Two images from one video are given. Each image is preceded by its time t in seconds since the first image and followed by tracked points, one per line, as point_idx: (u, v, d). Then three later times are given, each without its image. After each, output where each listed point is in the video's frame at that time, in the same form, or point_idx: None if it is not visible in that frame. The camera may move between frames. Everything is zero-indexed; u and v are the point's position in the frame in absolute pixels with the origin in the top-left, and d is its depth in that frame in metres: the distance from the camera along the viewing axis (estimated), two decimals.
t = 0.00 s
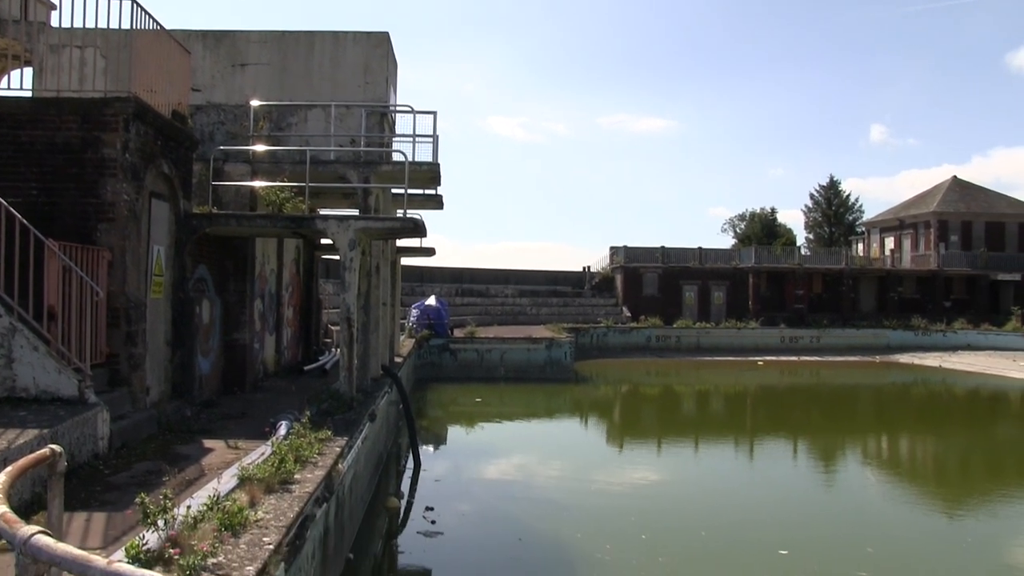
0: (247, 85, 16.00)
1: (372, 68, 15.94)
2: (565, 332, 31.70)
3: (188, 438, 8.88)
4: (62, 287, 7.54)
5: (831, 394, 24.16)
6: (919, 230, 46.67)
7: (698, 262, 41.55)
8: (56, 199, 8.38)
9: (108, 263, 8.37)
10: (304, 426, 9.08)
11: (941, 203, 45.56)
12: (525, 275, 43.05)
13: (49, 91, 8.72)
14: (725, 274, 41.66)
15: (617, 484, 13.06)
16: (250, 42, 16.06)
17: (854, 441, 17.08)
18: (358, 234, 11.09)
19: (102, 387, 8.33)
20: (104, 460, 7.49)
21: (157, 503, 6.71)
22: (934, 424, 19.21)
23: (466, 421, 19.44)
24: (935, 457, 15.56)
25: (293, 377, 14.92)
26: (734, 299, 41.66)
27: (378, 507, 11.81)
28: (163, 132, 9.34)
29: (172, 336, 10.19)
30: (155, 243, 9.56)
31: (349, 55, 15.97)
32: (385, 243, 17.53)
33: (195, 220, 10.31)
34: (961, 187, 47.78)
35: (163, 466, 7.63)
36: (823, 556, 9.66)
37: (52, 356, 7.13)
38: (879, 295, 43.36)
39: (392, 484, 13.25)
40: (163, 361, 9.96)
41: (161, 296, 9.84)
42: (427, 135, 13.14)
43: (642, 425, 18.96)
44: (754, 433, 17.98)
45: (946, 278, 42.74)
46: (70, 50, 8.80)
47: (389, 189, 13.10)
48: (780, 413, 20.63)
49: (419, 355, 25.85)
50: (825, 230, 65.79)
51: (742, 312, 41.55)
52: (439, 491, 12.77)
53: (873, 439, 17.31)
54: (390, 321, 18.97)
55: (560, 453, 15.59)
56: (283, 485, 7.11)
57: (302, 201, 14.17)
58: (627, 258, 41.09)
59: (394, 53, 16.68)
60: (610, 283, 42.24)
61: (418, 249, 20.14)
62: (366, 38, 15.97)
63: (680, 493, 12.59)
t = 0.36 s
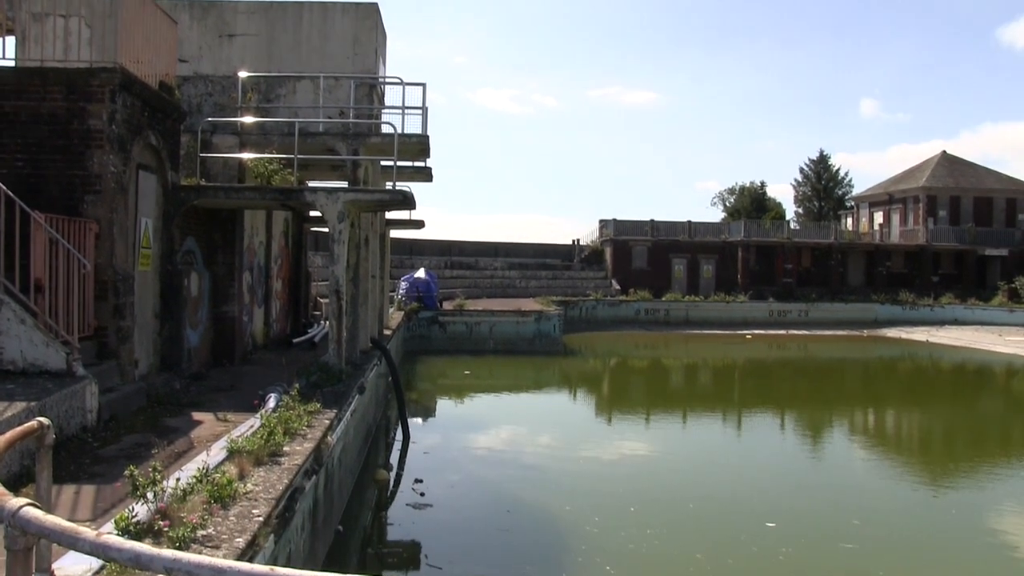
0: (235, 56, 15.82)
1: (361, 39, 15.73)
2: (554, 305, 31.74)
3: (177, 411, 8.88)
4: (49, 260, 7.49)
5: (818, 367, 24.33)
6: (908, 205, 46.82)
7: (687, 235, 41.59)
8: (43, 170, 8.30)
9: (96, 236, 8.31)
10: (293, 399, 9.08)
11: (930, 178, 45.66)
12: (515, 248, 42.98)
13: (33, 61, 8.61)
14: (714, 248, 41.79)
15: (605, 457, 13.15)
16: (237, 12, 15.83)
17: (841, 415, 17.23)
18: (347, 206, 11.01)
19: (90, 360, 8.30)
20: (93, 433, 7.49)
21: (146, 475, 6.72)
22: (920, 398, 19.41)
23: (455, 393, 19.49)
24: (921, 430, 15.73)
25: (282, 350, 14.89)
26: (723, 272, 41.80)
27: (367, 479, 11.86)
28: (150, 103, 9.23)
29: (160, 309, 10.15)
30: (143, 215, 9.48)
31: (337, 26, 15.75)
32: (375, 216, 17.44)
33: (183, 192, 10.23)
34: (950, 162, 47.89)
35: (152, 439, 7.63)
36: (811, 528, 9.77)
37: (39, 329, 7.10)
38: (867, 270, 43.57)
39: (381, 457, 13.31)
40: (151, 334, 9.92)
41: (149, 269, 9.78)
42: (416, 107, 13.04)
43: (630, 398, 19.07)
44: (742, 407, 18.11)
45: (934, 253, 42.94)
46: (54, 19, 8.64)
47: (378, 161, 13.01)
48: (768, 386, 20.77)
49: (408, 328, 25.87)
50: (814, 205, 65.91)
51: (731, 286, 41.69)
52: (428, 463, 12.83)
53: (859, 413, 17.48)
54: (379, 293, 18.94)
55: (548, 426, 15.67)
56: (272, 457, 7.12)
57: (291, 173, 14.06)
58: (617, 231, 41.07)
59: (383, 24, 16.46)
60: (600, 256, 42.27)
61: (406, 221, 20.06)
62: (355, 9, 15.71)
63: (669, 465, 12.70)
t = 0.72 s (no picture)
0: (223, 31, 15.59)
1: (349, 14, 15.58)
2: (543, 282, 31.77)
3: (166, 388, 8.86)
4: (35, 237, 7.45)
5: (806, 345, 24.49)
6: (897, 184, 46.95)
7: (676, 213, 41.63)
8: (27, 146, 8.21)
9: (83, 211, 8.24)
10: (282, 376, 9.09)
11: (919, 157, 45.78)
12: (504, 225, 42.89)
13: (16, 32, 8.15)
14: (703, 225, 41.91)
15: (593, 434, 13.24)
16: None
17: (828, 392, 17.39)
18: (336, 181, 10.95)
19: (77, 337, 8.26)
20: (81, 410, 7.47)
21: (135, 452, 6.72)
22: (906, 375, 19.59)
23: (444, 370, 19.56)
24: (906, 407, 15.91)
25: (271, 326, 14.86)
26: (712, 250, 41.94)
27: (357, 456, 11.91)
28: (137, 79, 9.13)
29: (148, 285, 10.10)
30: (130, 191, 9.42)
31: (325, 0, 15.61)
32: (363, 192, 17.38)
33: (170, 168, 10.16)
34: (939, 141, 47.97)
35: (140, 416, 7.62)
36: (798, 505, 9.86)
37: (25, 306, 7.08)
38: (855, 248, 43.77)
39: (370, 433, 13.37)
40: (139, 311, 9.88)
41: (137, 246, 9.73)
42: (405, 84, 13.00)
43: (619, 375, 19.18)
44: (730, 384, 18.24)
45: (921, 231, 43.14)
46: None
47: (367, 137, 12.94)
48: (755, 363, 20.93)
49: (396, 304, 25.84)
50: (803, 182, 66.06)
51: (719, 264, 41.83)
52: (417, 440, 12.88)
53: (847, 390, 17.63)
54: (367, 270, 18.90)
55: (537, 402, 15.75)
56: (261, 434, 7.12)
57: (279, 149, 13.96)
58: (606, 209, 41.06)
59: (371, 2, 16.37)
60: (589, 233, 42.25)
61: (395, 197, 19.98)
62: None
63: (657, 442, 12.78)
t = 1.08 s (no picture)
0: (210, 10, 15.32)
1: None
2: (531, 262, 31.78)
3: (153, 368, 8.85)
4: (20, 216, 7.39)
5: (793, 325, 24.64)
6: (884, 165, 47.09)
7: (665, 193, 41.64)
8: (11, 124, 8.12)
9: (68, 191, 8.17)
10: (270, 356, 9.09)
11: (907, 138, 45.89)
12: (492, 204, 42.73)
13: None
14: (691, 205, 41.96)
15: (582, 413, 13.31)
16: None
17: (815, 372, 17.53)
18: (323, 161, 10.88)
19: (64, 317, 8.23)
20: (69, 390, 7.46)
21: (123, 432, 6.72)
22: (892, 355, 19.76)
23: (432, 349, 19.59)
24: (892, 387, 16.07)
25: (259, 306, 14.82)
26: (700, 230, 42.03)
27: (345, 436, 11.94)
28: (122, 56, 9.03)
29: (135, 265, 10.05)
30: (117, 170, 9.34)
31: None
32: (351, 171, 17.28)
33: (156, 147, 10.08)
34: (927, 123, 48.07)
35: (128, 396, 7.62)
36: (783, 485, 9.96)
37: (11, 286, 7.05)
38: (842, 229, 43.95)
39: (358, 412, 13.40)
40: (126, 291, 9.84)
41: (123, 225, 9.67)
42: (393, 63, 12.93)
43: (607, 355, 19.26)
44: (717, 363, 18.35)
45: (908, 212, 43.34)
46: None
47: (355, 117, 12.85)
48: (742, 343, 21.05)
49: (384, 284, 25.78)
50: (792, 163, 66.16)
51: (707, 244, 41.94)
52: (404, 419, 12.92)
53: (833, 370, 17.78)
54: (356, 250, 18.86)
55: (525, 382, 15.81)
56: (250, 414, 7.13)
57: (266, 129, 13.84)
58: (594, 188, 41.02)
59: None
60: (577, 213, 42.23)
61: (383, 177, 19.89)
62: None
63: (644, 422, 12.86)
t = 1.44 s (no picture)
0: None
1: None
2: (519, 243, 31.78)
3: (140, 349, 8.82)
4: (4, 196, 7.33)
5: (780, 306, 24.77)
6: (871, 147, 47.21)
7: (652, 174, 41.64)
8: None
9: (52, 170, 8.10)
10: (257, 336, 9.07)
11: (894, 120, 45.99)
12: (480, 185, 42.54)
13: None
14: (678, 186, 41.99)
15: (569, 393, 13.37)
16: None
17: (801, 353, 17.66)
18: (311, 141, 10.79)
19: (50, 298, 8.19)
20: (54, 371, 7.43)
21: (110, 414, 6.71)
22: (877, 336, 19.92)
23: (420, 330, 19.59)
24: (877, 368, 16.23)
25: (246, 287, 14.77)
26: (687, 211, 42.11)
27: (332, 417, 11.95)
28: (105, 34, 8.93)
29: (121, 246, 9.98)
30: (101, 150, 9.26)
31: None
32: (338, 152, 17.18)
33: (142, 126, 9.99)
34: (914, 105, 48.18)
35: (115, 376, 7.60)
36: (771, 465, 10.04)
37: None
38: (829, 211, 44.10)
39: (345, 393, 13.41)
40: (112, 271, 9.78)
41: (109, 206, 9.60)
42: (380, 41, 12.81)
43: (594, 335, 19.33)
44: (704, 344, 18.45)
45: (895, 194, 43.51)
46: None
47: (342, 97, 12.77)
48: (729, 324, 21.16)
49: (372, 265, 25.70)
50: (779, 144, 66.25)
51: (695, 225, 42.03)
52: (392, 400, 12.94)
53: (819, 351, 17.90)
54: (343, 231, 18.79)
55: (513, 362, 15.86)
56: (237, 394, 7.12)
57: (253, 108, 13.72)
58: (582, 169, 40.95)
59: None
60: (565, 194, 42.17)
61: (370, 157, 19.79)
62: None
63: (632, 402, 12.93)
